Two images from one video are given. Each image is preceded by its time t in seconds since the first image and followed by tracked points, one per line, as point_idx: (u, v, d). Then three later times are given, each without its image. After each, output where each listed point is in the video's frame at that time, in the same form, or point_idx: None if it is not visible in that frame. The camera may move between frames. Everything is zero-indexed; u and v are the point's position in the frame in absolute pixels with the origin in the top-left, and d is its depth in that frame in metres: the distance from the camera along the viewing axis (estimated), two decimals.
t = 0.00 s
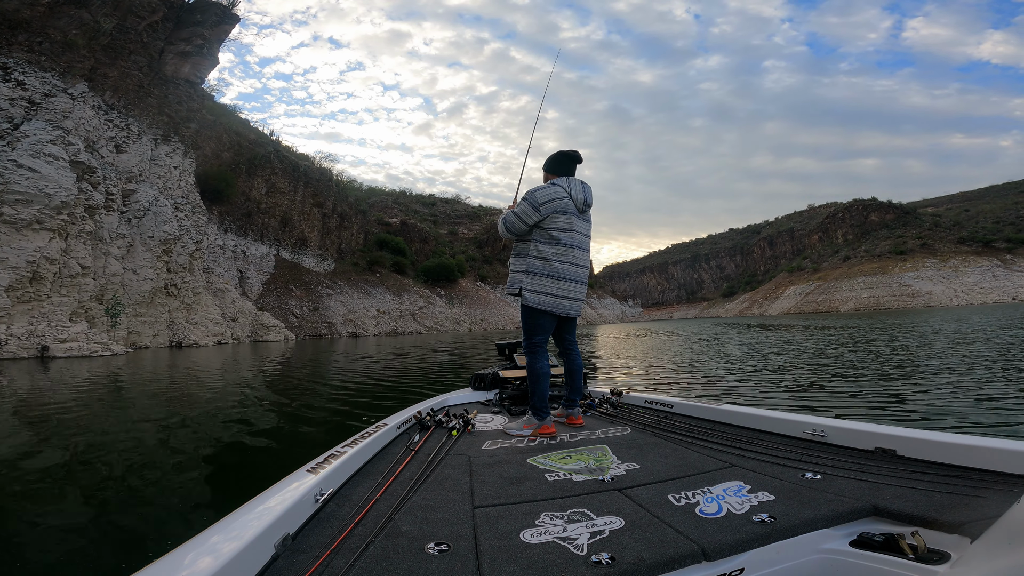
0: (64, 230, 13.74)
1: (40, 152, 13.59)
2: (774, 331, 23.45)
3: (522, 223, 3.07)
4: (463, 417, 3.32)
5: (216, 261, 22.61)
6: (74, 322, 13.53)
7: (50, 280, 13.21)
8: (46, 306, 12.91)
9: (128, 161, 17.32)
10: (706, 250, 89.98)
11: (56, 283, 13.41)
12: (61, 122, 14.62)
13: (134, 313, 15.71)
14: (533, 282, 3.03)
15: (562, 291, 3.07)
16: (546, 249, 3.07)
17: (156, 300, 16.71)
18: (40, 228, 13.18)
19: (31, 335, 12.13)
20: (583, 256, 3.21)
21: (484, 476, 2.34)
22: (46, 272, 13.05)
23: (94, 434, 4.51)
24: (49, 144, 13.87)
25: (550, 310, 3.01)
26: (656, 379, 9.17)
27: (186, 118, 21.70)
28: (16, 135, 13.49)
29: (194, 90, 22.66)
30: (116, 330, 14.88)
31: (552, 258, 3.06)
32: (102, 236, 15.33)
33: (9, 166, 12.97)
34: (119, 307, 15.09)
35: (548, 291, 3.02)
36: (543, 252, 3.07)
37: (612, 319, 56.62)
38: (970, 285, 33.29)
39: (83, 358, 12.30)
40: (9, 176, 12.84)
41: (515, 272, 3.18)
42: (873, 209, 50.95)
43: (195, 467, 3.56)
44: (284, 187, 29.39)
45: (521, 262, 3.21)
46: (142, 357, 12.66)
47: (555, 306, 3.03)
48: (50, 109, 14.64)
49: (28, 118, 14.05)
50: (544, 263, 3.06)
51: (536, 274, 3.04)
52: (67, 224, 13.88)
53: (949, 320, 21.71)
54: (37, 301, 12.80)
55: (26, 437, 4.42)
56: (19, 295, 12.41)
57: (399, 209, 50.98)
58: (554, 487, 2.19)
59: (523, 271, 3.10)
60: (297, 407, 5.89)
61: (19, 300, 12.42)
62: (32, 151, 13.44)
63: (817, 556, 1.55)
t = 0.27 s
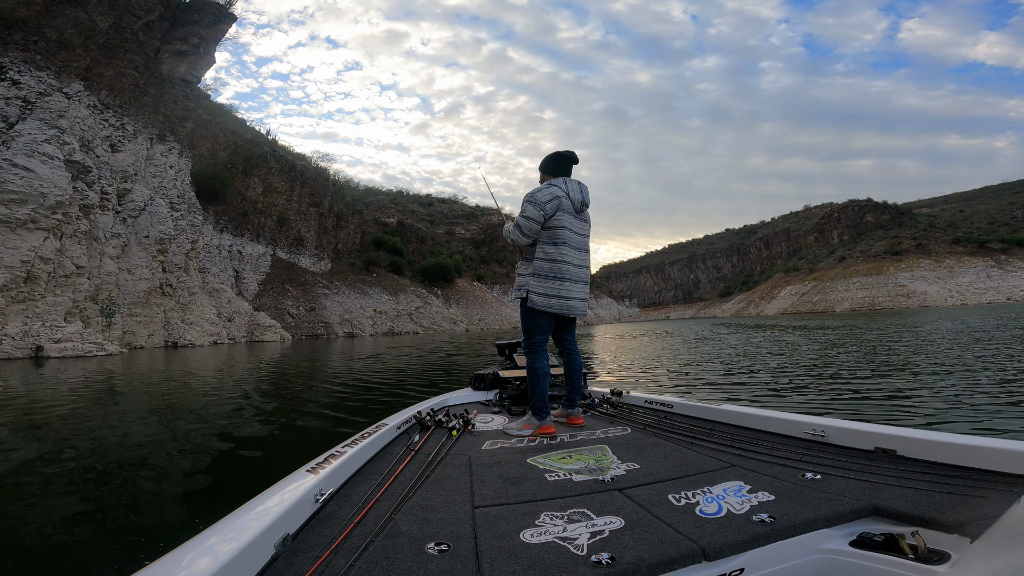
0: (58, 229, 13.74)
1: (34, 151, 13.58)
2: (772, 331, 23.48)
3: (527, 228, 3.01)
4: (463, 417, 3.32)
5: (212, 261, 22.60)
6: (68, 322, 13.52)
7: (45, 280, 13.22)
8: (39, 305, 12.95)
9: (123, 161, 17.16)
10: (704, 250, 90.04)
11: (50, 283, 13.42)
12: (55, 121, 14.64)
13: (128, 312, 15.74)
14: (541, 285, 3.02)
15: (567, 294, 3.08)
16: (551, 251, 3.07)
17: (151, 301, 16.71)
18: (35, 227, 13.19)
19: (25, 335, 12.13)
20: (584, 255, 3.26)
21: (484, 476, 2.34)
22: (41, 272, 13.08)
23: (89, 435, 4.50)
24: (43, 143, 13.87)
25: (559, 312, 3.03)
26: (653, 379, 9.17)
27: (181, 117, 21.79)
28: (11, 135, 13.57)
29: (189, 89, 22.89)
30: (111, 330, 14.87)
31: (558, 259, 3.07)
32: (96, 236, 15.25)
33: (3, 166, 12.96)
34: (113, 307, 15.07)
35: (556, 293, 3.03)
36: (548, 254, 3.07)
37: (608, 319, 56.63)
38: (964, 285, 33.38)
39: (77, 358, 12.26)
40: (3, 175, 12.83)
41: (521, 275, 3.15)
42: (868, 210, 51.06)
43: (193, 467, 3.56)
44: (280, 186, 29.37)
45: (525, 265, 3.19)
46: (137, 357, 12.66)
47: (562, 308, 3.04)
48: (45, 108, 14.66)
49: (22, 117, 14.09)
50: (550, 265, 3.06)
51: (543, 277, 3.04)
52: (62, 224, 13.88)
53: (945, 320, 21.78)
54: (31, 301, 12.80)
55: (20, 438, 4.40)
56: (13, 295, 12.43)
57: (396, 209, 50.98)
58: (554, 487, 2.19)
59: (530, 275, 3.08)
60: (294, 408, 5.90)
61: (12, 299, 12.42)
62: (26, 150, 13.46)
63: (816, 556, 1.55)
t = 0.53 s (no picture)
0: (53, 229, 13.71)
1: (29, 150, 13.54)
2: (768, 331, 23.53)
3: (537, 228, 2.98)
4: (463, 417, 3.32)
5: (208, 260, 22.54)
6: (63, 321, 13.48)
7: (40, 279, 13.17)
8: (34, 305, 12.89)
9: (118, 160, 17.11)
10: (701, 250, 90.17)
11: (46, 282, 13.37)
12: (51, 120, 14.57)
13: (124, 312, 15.67)
14: (553, 284, 3.01)
15: (578, 292, 3.10)
16: (559, 250, 3.08)
17: (147, 300, 16.65)
18: (29, 226, 13.14)
19: (19, 335, 12.09)
20: (586, 252, 3.30)
21: (484, 476, 2.34)
22: (36, 271, 13.02)
23: (84, 435, 4.48)
24: (38, 142, 13.84)
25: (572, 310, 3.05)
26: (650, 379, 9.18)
27: (177, 117, 21.75)
28: (6, 133, 13.50)
29: (185, 88, 22.89)
30: (105, 330, 14.83)
31: (566, 258, 3.07)
32: (92, 235, 15.20)
33: None
34: (108, 306, 15.03)
35: (568, 291, 3.04)
36: (556, 253, 3.07)
37: (605, 319, 56.69)
38: (959, 286, 33.50)
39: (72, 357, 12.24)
40: None
41: (529, 276, 3.12)
42: (864, 210, 51.22)
43: (190, 468, 3.55)
44: (277, 186, 29.32)
45: (532, 266, 3.16)
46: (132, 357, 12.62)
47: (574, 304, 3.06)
48: (41, 107, 14.60)
49: (18, 116, 14.02)
50: (559, 263, 3.06)
51: (554, 275, 3.04)
52: (57, 224, 13.85)
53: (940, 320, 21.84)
54: (26, 300, 12.74)
55: (15, 438, 4.38)
56: (8, 294, 12.37)
57: (393, 208, 50.93)
58: (554, 487, 2.19)
59: (540, 274, 3.06)
60: (291, 407, 5.89)
61: (7, 299, 12.37)
62: (21, 149, 13.39)
63: (816, 556, 1.55)
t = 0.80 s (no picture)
0: (49, 227, 13.67)
1: (25, 149, 13.46)
2: (765, 331, 23.58)
3: (539, 226, 2.98)
4: (463, 417, 3.32)
5: (204, 260, 22.52)
6: (57, 320, 13.46)
7: (34, 278, 13.14)
8: (29, 304, 12.84)
9: (114, 159, 17.02)
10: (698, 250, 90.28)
11: (40, 282, 13.37)
12: (46, 119, 14.57)
13: (119, 311, 15.67)
14: (554, 281, 3.02)
15: (580, 290, 3.11)
16: (560, 249, 3.08)
17: (143, 299, 16.65)
18: (25, 225, 13.07)
19: (14, 334, 12.01)
20: (586, 251, 3.33)
21: (484, 476, 2.34)
22: (30, 271, 12.95)
23: (79, 436, 4.46)
24: (34, 141, 13.75)
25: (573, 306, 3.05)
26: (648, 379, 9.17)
27: (173, 116, 21.74)
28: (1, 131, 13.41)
29: (182, 87, 22.90)
30: (100, 329, 14.85)
31: (567, 256, 3.09)
32: (87, 234, 15.28)
33: None
34: (104, 305, 15.12)
35: (569, 288, 3.05)
36: (557, 251, 3.08)
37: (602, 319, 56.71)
38: (954, 286, 33.62)
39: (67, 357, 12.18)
40: None
41: (531, 275, 3.13)
42: (860, 211, 51.35)
43: (189, 468, 3.54)
44: (274, 185, 29.30)
45: (532, 264, 3.17)
46: (127, 356, 12.59)
47: (575, 303, 3.06)
48: (37, 106, 14.60)
49: (14, 114, 13.93)
50: (561, 261, 3.07)
51: (555, 273, 3.04)
52: (52, 222, 13.82)
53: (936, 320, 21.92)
54: (21, 300, 12.68)
55: (11, 438, 4.36)
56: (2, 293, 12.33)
57: (390, 208, 50.92)
58: (554, 488, 2.19)
59: (541, 272, 3.07)
60: (288, 407, 5.87)
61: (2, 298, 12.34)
62: (17, 148, 13.31)
63: (817, 556, 1.55)
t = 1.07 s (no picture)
0: (43, 227, 13.69)
1: (19, 148, 13.43)
2: (761, 331, 23.63)
3: (537, 227, 2.98)
4: (463, 417, 3.32)
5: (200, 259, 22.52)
6: (52, 320, 13.47)
7: (29, 278, 13.14)
8: (24, 304, 12.85)
9: (109, 158, 17.13)
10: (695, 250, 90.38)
11: (35, 282, 13.37)
12: (42, 118, 14.59)
13: (114, 311, 15.72)
14: (553, 281, 3.02)
15: (579, 290, 3.11)
16: (560, 248, 3.08)
17: (138, 299, 16.68)
18: (20, 225, 13.10)
19: (9, 334, 12.07)
20: (586, 251, 3.31)
21: (484, 477, 2.34)
22: (24, 270, 12.97)
23: (73, 437, 4.44)
24: (29, 140, 13.75)
25: (572, 308, 3.05)
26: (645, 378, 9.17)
27: (170, 115, 21.71)
28: None
29: (178, 86, 22.91)
30: (96, 329, 14.88)
31: (567, 256, 3.08)
32: (82, 234, 15.26)
33: None
34: (99, 305, 15.08)
35: (568, 289, 3.05)
36: (556, 251, 3.07)
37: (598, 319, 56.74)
38: (949, 286, 33.67)
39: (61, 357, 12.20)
40: None
41: (530, 276, 3.13)
42: (856, 211, 51.40)
43: (186, 468, 3.54)
44: (270, 185, 29.30)
45: (532, 265, 3.17)
46: (122, 356, 12.58)
47: (575, 303, 3.06)
48: (32, 105, 14.58)
49: (8, 113, 14.01)
50: (560, 261, 3.06)
51: (555, 274, 3.04)
52: (47, 222, 13.82)
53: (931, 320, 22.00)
54: (16, 300, 12.72)
55: (8, 438, 4.36)
56: None
57: (387, 208, 50.93)
58: (554, 487, 2.19)
59: (540, 272, 3.07)
60: (285, 407, 5.87)
61: None
62: (11, 147, 13.27)
63: (816, 556, 1.55)
